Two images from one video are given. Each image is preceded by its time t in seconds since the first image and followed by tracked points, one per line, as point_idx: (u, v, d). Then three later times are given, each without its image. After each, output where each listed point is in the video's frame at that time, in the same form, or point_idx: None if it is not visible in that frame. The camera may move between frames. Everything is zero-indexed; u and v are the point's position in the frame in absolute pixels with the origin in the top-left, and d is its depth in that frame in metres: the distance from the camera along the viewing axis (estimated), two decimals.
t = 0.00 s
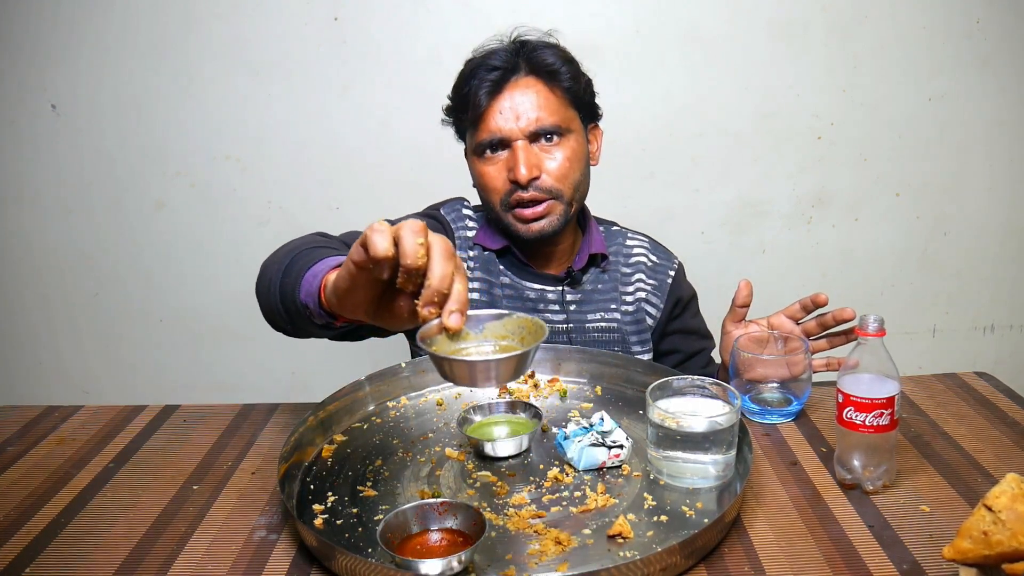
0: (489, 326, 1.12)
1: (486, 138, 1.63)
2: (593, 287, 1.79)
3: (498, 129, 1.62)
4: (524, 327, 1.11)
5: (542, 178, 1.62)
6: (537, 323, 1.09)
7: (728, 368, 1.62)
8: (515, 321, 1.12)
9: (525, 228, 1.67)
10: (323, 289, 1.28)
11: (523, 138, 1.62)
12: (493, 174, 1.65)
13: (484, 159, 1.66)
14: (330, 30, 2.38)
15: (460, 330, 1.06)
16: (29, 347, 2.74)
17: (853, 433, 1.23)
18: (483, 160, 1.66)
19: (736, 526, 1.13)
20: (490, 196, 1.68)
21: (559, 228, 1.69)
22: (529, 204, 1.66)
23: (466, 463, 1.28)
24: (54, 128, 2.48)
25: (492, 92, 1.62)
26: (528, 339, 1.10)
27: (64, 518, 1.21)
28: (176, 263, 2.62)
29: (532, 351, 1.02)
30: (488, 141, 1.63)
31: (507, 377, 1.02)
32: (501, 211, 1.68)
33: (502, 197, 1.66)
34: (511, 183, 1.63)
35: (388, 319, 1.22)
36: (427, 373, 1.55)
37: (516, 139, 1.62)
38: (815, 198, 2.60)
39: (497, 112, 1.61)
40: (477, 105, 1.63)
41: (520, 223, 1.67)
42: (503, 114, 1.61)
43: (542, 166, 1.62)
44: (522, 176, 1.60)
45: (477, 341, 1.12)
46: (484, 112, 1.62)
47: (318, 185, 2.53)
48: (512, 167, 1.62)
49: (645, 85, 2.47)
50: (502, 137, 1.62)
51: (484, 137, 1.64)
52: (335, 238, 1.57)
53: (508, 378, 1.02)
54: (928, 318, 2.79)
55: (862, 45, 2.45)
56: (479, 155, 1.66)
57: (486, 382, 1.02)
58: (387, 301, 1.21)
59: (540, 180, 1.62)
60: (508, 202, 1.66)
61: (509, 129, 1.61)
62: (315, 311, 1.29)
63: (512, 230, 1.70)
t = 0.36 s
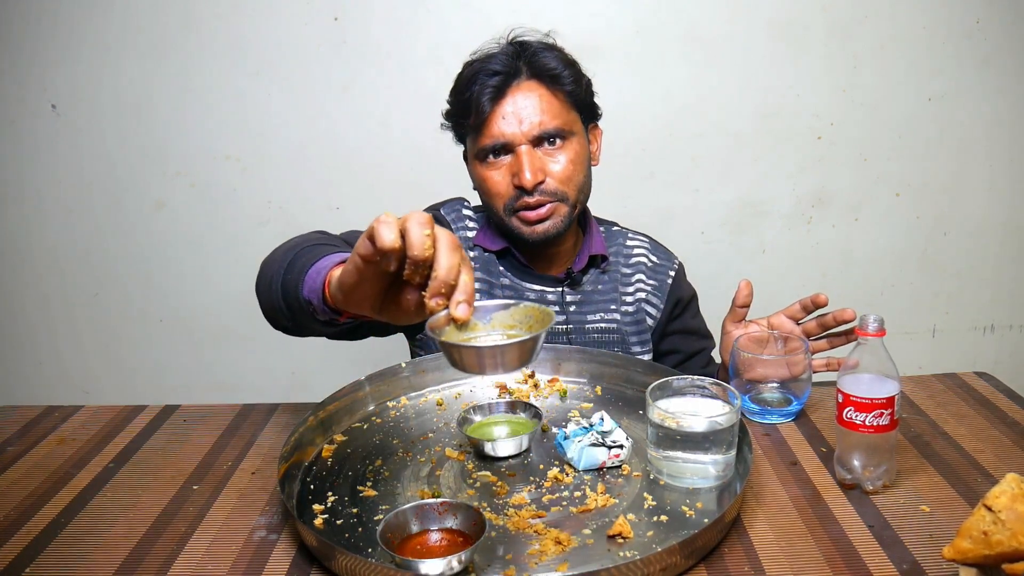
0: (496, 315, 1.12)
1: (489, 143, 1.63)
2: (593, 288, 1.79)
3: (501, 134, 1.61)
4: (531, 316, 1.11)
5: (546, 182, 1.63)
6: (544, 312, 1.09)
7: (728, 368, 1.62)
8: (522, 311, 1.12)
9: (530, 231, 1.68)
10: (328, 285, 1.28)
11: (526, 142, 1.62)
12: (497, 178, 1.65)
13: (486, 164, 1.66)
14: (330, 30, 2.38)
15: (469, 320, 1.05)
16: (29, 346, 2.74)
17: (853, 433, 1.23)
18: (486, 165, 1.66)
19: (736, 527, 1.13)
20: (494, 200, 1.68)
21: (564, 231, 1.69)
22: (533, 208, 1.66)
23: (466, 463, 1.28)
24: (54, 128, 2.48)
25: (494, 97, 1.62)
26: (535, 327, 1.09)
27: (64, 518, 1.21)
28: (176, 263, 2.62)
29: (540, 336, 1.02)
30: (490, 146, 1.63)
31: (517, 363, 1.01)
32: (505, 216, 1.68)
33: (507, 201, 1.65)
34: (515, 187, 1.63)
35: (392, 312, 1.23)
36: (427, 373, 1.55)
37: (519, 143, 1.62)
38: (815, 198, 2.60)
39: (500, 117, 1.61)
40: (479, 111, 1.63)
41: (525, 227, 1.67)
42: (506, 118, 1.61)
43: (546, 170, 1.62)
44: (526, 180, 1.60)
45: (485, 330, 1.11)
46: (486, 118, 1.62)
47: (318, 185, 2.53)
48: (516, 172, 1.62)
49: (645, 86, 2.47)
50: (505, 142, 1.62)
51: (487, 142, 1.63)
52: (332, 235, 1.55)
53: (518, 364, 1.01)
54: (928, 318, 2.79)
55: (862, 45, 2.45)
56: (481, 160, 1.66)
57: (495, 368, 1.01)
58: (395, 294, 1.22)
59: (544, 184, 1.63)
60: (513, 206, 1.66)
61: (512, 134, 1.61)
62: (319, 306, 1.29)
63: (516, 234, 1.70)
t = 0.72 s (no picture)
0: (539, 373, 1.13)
1: (493, 145, 1.63)
2: (594, 290, 1.79)
3: (506, 137, 1.61)
4: (573, 372, 1.12)
5: (549, 186, 1.63)
6: (586, 370, 1.10)
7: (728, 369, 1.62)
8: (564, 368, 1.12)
9: (532, 234, 1.68)
10: (363, 325, 1.13)
11: (531, 146, 1.62)
12: (500, 181, 1.65)
13: (490, 166, 1.65)
14: (330, 30, 2.38)
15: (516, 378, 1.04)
16: (29, 346, 2.74)
17: (853, 433, 1.23)
18: (489, 166, 1.66)
19: (736, 526, 1.13)
20: (496, 202, 1.68)
21: (565, 235, 1.70)
22: (535, 212, 1.66)
23: (466, 462, 1.28)
24: (54, 128, 2.48)
25: (500, 100, 1.61)
26: (577, 384, 1.10)
27: (64, 518, 1.21)
28: (176, 263, 2.62)
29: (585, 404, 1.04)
30: (495, 148, 1.63)
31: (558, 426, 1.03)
32: (508, 218, 1.68)
33: (510, 204, 1.66)
34: (518, 191, 1.63)
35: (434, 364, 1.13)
36: (427, 374, 1.54)
37: (524, 147, 1.61)
38: (815, 198, 2.60)
39: (505, 120, 1.61)
40: (484, 113, 1.62)
41: (526, 230, 1.68)
42: (511, 121, 1.61)
43: (550, 174, 1.63)
44: (530, 184, 1.61)
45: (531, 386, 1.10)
46: (491, 120, 1.62)
47: (318, 185, 2.53)
48: (520, 176, 1.62)
49: (645, 86, 2.47)
50: (510, 145, 1.62)
51: (491, 144, 1.63)
52: (333, 244, 1.54)
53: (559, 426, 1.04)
54: (928, 318, 2.79)
55: (862, 45, 2.45)
56: (485, 162, 1.66)
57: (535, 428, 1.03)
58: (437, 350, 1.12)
59: (548, 189, 1.63)
60: (515, 209, 1.66)
61: (517, 138, 1.61)
62: (348, 344, 1.15)
63: (518, 236, 1.70)
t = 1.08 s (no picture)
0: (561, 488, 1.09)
1: (497, 145, 1.63)
2: (596, 290, 1.79)
3: (510, 137, 1.61)
4: (596, 493, 1.08)
5: (551, 188, 1.63)
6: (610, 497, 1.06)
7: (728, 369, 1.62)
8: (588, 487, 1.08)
9: (532, 235, 1.68)
10: (396, 407, 1.06)
11: (534, 148, 1.62)
12: (503, 180, 1.65)
13: (493, 166, 1.65)
14: (330, 30, 2.38)
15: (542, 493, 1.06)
16: (29, 347, 2.74)
17: (852, 433, 1.23)
18: (492, 166, 1.65)
19: (736, 526, 1.13)
20: (497, 202, 1.68)
21: (566, 236, 1.70)
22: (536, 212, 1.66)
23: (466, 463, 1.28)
24: (54, 128, 2.48)
25: (505, 100, 1.61)
26: (601, 509, 1.07)
27: (63, 518, 1.21)
28: (176, 263, 2.62)
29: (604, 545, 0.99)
30: (499, 148, 1.63)
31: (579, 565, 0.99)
32: (508, 218, 1.68)
33: (510, 205, 1.66)
34: (520, 191, 1.63)
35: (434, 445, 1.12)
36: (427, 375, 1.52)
37: (527, 148, 1.62)
38: (815, 198, 2.60)
39: (510, 121, 1.61)
40: (489, 112, 1.62)
41: (527, 230, 1.67)
42: (515, 122, 1.61)
43: (552, 175, 1.63)
44: (532, 186, 1.61)
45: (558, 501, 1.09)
46: (496, 120, 1.62)
47: (318, 185, 2.53)
48: (522, 176, 1.62)
49: (645, 86, 2.47)
50: (513, 146, 1.62)
51: (495, 145, 1.63)
52: (340, 255, 1.49)
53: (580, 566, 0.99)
54: (928, 318, 2.79)
55: (862, 45, 2.45)
56: (488, 161, 1.66)
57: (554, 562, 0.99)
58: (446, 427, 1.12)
59: (550, 190, 1.63)
60: (516, 209, 1.66)
61: (521, 138, 1.61)
62: (376, 419, 1.07)
63: (518, 236, 1.70)
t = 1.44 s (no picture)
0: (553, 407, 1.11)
1: (507, 142, 1.63)
2: (597, 291, 1.79)
3: (521, 134, 1.61)
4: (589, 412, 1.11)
5: (561, 187, 1.63)
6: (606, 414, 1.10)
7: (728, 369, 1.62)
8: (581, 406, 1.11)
9: (538, 234, 1.68)
10: (380, 347, 1.07)
11: (545, 145, 1.62)
12: (512, 178, 1.64)
13: (502, 163, 1.65)
14: (331, 31, 2.38)
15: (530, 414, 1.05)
16: (29, 347, 2.74)
17: (852, 433, 1.23)
18: (501, 163, 1.65)
19: (736, 526, 1.13)
20: (505, 199, 1.67)
21: (571, 237, 1.70)
22: (544, 211, 1.66)
23: (466, 463, 1.28)
24: (54, 128, 2.48)
25: (518, 97, 1.61)
26: (595, 427, 1.09)
27: (63, 518, 1.21)
28: (176, 263, 2.62)
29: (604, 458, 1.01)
30: (509, 145, 1.63)
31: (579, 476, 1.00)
32: (515, 216, 1.67)
33: (519, 203, 1.66)
34: (529, 189, 1.63)
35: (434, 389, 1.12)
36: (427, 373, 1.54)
37: (538, 146, 1.62)
38: (815, 198, 2.60)
39: (521, 118, 1.61)
40: (500, 109, 1.62)
41: (533, 229, 1.67)
42: (527, 119, 1.61)
43: (562, 174, 1.63)
44: (543, 183, 1.61)
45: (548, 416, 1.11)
46: (507, 117, 1.62)
47: (318, 185, 2.53)
48: (533, 174, 1.62)
49: (645, 86, 2.47)
50: (524, 143, 1.62)
51: (505, 141, 1.63)
52: (338, 246, 1.50)
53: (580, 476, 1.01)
54: (928, 318, 2.79)
55: (863, 45, 2.45)
56: (497, 158, 1.65)
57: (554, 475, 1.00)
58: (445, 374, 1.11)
59: (559, 189, 1.63)
60: (525, 207, 1.66)
61: (532, 136, 1.61)
62: (365, 365, 1.08)
63: (523, 235, 1.70)
